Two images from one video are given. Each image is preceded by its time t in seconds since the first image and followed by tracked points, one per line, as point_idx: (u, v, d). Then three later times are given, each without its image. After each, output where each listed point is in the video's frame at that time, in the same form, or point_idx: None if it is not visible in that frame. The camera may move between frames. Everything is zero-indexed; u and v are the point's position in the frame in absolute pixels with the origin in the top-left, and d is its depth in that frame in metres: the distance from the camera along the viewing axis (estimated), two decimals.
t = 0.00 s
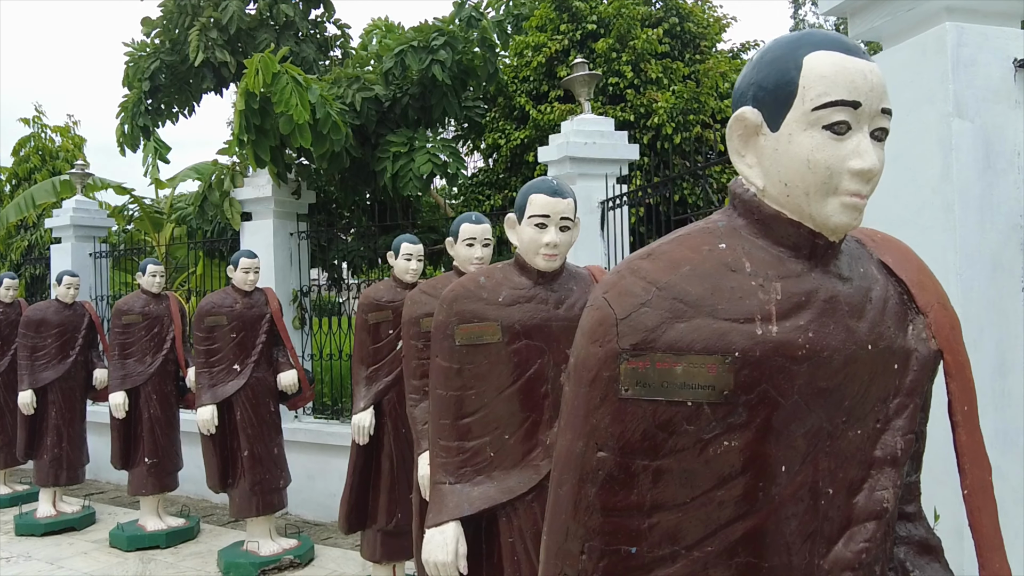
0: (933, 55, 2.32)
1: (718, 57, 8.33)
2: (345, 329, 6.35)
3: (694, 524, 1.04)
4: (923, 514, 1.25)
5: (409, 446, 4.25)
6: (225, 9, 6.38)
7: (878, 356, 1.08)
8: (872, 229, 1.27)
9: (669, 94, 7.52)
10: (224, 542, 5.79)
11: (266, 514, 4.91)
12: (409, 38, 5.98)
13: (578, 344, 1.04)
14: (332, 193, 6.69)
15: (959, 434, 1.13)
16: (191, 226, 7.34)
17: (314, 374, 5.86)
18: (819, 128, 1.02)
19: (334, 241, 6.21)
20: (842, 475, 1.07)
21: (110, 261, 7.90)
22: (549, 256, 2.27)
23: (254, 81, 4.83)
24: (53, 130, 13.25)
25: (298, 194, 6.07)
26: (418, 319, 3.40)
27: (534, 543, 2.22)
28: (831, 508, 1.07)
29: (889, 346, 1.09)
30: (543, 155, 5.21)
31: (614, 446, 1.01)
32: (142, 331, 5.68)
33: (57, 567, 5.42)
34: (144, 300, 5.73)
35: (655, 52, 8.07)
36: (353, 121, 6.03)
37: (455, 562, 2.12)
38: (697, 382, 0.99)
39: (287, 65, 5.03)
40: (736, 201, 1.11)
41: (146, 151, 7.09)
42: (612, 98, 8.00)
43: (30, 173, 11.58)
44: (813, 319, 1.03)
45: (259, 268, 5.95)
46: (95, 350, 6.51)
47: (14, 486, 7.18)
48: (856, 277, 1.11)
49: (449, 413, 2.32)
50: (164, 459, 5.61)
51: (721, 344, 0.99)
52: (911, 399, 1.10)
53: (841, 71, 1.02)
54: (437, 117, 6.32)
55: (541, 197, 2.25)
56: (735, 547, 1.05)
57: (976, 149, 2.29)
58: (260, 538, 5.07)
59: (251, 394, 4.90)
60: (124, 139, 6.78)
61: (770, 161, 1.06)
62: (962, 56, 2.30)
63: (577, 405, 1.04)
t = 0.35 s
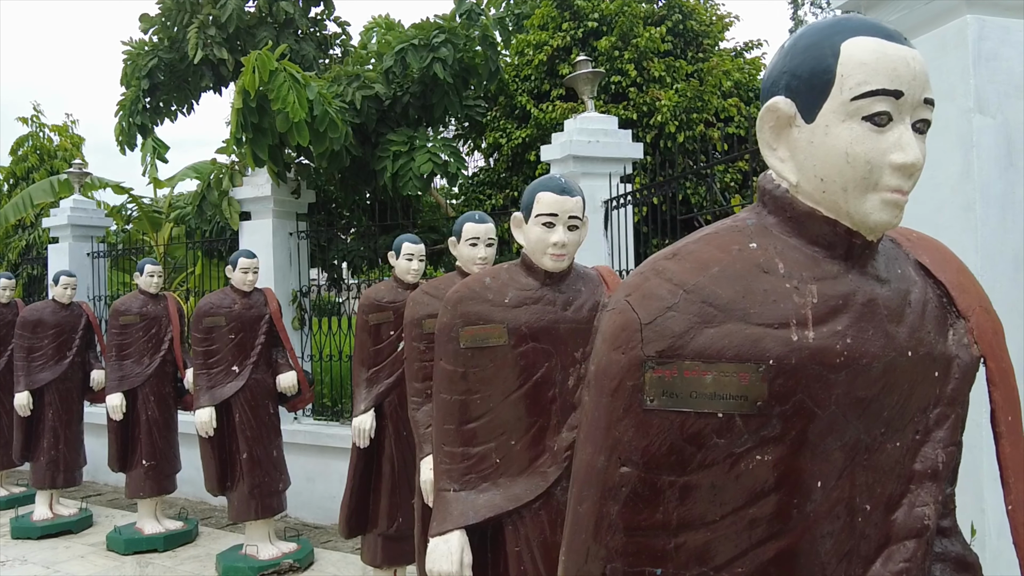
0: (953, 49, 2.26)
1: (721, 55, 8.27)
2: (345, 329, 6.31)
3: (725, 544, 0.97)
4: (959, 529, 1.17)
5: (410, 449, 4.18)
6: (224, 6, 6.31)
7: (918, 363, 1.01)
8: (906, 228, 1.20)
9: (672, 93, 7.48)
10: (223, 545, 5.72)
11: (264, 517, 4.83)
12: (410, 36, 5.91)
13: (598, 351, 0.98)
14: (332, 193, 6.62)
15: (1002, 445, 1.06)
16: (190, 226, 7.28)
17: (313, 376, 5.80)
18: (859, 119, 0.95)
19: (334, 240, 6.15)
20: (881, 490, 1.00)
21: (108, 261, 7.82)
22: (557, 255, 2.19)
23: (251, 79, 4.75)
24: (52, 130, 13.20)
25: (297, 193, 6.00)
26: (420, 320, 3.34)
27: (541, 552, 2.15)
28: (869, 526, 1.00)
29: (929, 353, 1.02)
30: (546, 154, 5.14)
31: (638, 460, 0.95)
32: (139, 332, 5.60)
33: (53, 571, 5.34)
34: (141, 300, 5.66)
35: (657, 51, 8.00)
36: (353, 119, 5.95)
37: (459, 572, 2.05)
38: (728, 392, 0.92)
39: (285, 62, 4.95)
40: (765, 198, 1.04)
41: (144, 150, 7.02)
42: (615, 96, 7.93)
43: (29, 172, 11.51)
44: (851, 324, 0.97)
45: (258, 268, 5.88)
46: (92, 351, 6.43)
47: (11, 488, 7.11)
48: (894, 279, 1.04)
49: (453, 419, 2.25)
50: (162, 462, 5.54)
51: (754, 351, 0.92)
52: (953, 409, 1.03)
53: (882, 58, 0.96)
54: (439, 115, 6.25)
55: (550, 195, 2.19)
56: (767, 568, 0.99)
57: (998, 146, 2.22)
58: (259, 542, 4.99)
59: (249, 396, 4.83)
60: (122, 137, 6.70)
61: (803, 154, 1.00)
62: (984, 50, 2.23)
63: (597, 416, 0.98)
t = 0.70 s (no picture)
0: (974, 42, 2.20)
1: (724, 54, 8.21)
2: (345, 329, 6.22)
3: (761, 563, 0.97)
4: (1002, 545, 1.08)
5: (410, 451, 4.10)
6: (222, 3, 6.23)
7: (964, 369, 0.98)
8: (948, 225, 1.16)
9: (675, 91, 7.42)
10: (221, 549, 5.65)
11: (263, 521, 4.75)
12: (410, 33, 5.85)
13: (625, 354, 0.98)
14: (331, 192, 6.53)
15: None
16: (188, 225, 7.21)
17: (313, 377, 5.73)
18: (905, 105, 0.94)
19: (334, 240, 6.04)
20: (924, 506, 0.98)
21: (106, 261, 7.74)
22: (564, 255, 2.11)
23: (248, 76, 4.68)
24: (50, 130, 13.12)
25: (296, 192, 5.92)
26: (422, 321, 3.27)
27: (549, 561, 2.08)
28: (912, 544, 0.99)
29: (976, 358, 0.99)
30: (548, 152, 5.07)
31: (666, 475, 0.95)
32: (136, 333, 5.53)
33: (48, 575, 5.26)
34: (138, 300, 5.58)
35: (659, 49, 7.93)
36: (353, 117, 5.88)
37: None
38: (763, 401, 0.92)
39: (283, 58, 4.90)
40: (801, 192, 1.03)
41: (141, 149, 6.94)
42: (617, 95, 7.86)
43: (25, 171, 11.43)
44: (895, 327, 0.95)
45: (257, 268, 5.81)
46: (89, 352, 6.35)
47: (6, 490, 7.02)
48: (938, 278, 1.01)
49: (457, 423, 2.17)
50: (160, 464, 5.46)
51: (793, 357, 0.92)
52: (1001, 417, 1.01)
53: (930, 40, 0.94)
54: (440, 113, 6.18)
55: (557, 191, 2.12)
56: None
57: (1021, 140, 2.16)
58: (258, 546, 4.91)
59: (247, 398, 4.76)
60: (119, 134, 6.61)
61: (842, 143, 0.98)
62: (1007, 41, 2.17)
63: (622, 425, 0.98)
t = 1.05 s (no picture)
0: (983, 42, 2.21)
1: (726, 51, 8.13)
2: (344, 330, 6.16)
3: None
4: None
5: (410, 453, 4.03)
6: None
7: (1009, 373, 0.97)
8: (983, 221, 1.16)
9: (678, 89, 7.36)
10: (219, 552, 5.58)
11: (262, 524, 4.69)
12: (410, 30, 5.78)
13: (649, 357, 0.97)
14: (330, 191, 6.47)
15: None
16: (186, 225, 7.16)
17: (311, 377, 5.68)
18: (951, 89, 0.92)
19: (333, 240, 5.98)
20: (967, 521, 0.98)
21: (103, 260, 7.68)
22: (570, 253, 2.05)
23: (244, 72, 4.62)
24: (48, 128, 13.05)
25: (295, 190, 5.86)
26: (422, 321, 3.20)
27: (554, 570, 2.01)
28: (954, 562, 0.98)
29: (1021, 360, 0.98)
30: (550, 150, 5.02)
31: (691, 489, 0.95)
32: (133, 333, 5.46)
33: None
34: (135, 300, 5.51)
35: (661, 46, 7.87)
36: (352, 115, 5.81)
37: None
38: (797, 409, 0.91)
39: (281, 54, 4.84)
40: (833, 183, 1.02)
41: (140, 148, 6.88)
42: (618, 92, 7.81)
43: (24, 171, 11.38)
44: (936, 328, 0.94)
45: (255, 268, 5.76)
46: (86, 352, 6.28)
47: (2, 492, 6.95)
48: (981, 275, 1.00)
49: (459, 426, 2.11)
50: (157, 466, 5.39)
51: (830, 359, 0.91)
52: None
53: (976, 19, 0.93)
54: (441, 111, 6.12)
55: (563, 187, 2.05)
56: None
57: None
58: (256, 548, 4.85)
59: (245, 399, 4.69)
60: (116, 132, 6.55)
61: (878, 130, 0.97)
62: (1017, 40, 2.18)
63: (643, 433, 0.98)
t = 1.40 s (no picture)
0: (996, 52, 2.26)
1: (728, 48, 8.06)
2: (343, 329, 6.09)
3: None
4: None
5: (411, 453, 3.94)
6: None
7: None
8: None
9: (680, 86, 7.29)
10: (216, 555, 5.50)
11: (260, 526, 4.62)
12: (410, 25, 5.69)
13: (679, 356, 0.98)
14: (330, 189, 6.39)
15: None
16: (184, 223, 7.09)
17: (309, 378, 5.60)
18: (1009, 59, 0.92)
19: (332, 238, 5.89)
20: None
21: (99, 259, 7.59)
22: (577, 248, 1.97)
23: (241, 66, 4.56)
24: (45, 127, 12.98)
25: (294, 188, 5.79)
26: (423, 319, 3.12)
27: None
28: None
29: None
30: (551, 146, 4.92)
31: (725, 501, 0.95)
32: (129, 333, 5.38)
33: None
34: (131, 299, 5.43)
35: (663, 43, 7.80)
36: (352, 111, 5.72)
37: None
38: (844, 413, 0.92)
39: (279, 48, 4.76)
40: (875, 166, 1.04)
41: (137, 146, 6.80)
42: (619, 90, 7.75)
43: (20, 169, 11.28)
44: (993, 322, 0.94)
45: (252, 266, 5.68)
46: (82, 352, 6.20)
47: None
48: None
49: (462, 428, 2.03)
50: (153, 467, 5.31)
51: (880, 357, 0.91)
52: None
53: None
54: (441, 108, 6.04)
55: (570, 179, 1.98)
56: None
57: None
58: (253, 551, 4.77)
59: (242, 400, 4.61)
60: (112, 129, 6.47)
61: (925, 106, 0.98)
62: None
63: (673, 441, 0.99)
